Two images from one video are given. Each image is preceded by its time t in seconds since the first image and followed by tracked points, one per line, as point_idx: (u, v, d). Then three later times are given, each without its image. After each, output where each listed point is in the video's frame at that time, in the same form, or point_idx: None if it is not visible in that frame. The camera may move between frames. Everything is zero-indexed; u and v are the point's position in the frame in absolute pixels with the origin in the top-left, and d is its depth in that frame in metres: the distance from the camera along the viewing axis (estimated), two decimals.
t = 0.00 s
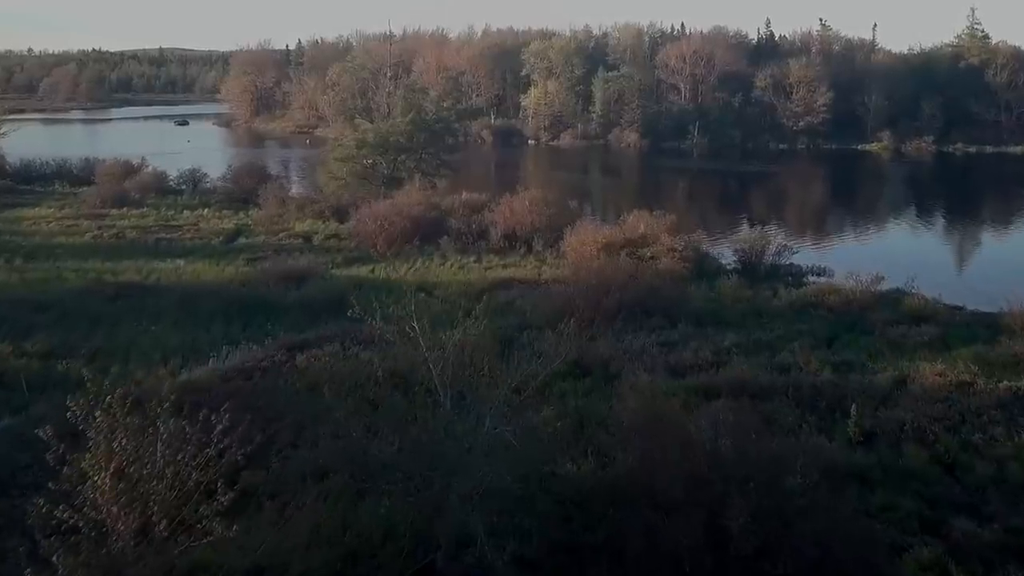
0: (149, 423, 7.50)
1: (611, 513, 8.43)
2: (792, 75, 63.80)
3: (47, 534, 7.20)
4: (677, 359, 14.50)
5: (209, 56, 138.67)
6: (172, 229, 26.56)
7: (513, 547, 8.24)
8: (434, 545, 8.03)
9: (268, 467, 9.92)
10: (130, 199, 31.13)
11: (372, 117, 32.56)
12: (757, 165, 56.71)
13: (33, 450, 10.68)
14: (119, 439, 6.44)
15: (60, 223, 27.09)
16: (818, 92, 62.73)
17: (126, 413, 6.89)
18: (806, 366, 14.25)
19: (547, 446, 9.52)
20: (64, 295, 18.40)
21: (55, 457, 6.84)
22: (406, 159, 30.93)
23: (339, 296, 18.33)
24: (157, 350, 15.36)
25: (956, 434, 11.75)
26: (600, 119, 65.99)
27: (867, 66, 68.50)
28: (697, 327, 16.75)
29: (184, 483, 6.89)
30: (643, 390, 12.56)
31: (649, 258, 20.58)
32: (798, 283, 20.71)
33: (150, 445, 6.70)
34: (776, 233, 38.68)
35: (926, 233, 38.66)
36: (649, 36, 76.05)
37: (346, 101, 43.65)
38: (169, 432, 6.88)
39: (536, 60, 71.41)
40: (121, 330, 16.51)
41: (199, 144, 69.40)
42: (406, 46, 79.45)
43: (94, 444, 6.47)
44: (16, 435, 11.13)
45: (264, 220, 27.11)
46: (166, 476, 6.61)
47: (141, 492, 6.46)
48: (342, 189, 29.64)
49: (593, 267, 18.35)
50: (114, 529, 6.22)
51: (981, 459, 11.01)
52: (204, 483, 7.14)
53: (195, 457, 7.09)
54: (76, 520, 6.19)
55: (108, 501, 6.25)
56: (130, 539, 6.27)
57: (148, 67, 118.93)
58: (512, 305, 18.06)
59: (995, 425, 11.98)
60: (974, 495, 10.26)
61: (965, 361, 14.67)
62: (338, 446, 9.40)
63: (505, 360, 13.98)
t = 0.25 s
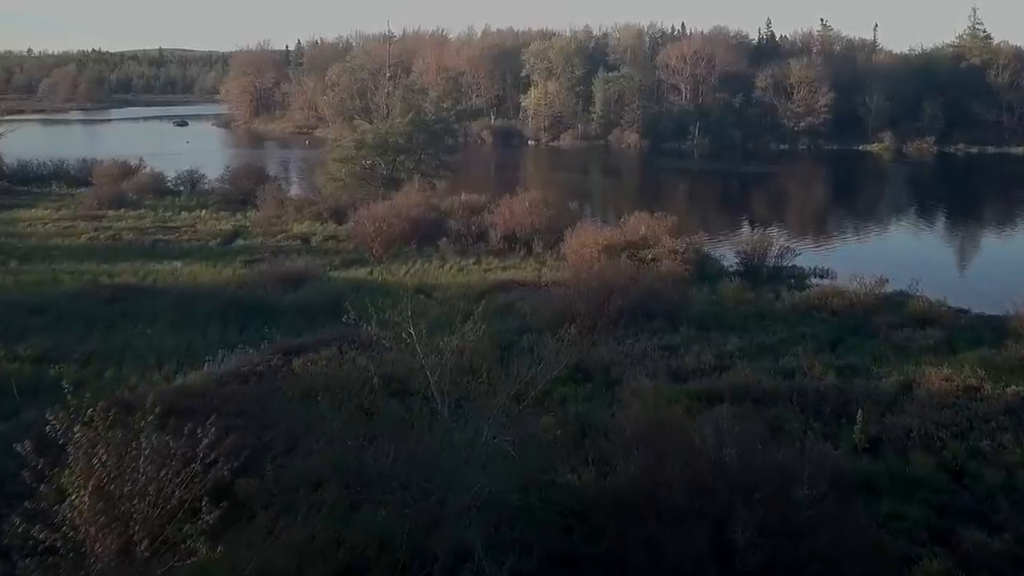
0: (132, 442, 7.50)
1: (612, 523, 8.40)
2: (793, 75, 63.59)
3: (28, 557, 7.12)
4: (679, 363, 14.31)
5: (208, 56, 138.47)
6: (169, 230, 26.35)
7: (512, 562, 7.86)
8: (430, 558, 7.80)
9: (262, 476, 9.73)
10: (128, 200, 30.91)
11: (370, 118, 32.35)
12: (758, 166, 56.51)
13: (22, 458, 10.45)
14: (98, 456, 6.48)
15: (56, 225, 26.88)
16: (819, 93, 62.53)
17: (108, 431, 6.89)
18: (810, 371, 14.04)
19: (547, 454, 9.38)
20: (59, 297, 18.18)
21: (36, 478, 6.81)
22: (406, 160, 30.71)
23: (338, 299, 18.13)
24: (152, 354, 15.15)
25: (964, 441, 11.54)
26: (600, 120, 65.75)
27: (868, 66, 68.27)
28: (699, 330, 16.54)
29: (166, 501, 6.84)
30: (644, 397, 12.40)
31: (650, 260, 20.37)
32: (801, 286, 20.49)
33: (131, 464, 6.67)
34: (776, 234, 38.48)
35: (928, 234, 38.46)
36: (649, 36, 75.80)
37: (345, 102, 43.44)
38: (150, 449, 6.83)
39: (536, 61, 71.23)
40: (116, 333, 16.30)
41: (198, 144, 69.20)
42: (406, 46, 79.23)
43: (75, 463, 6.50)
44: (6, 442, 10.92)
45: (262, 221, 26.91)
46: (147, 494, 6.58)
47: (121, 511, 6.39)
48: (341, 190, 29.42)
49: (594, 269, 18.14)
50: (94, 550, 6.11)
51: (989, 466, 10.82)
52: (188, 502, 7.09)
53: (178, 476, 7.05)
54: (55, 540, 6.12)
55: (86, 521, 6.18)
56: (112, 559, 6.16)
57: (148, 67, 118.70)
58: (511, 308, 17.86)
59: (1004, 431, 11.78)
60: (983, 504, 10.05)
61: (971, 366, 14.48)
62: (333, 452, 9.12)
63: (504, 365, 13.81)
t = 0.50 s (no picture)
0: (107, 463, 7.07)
1: (613, 541, 8.19)
2: (794, 75, 63.31)
3: None
4: (681, 369, 14.02)
5: (208, 57, 138.17)
6: (164, 233, 26.03)
7: None
8: None
9: (252, 489, 9.46)
10: (123, 203, 30.58)
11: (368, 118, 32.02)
12: (759, 167, 56.23)
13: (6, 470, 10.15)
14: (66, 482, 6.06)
15: (51, 228, 26.55)
16: (820, 93, 62.23)
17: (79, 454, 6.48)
18: (816, 378, 13.73)
19: (548, 469, 9.16)
20: (50, 302, 17.86)
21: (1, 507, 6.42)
22: (404, 162, 30.39)
23: (334, 303, 17.83)
24: (144, 360, 14.85)
25: (975, 452, 11.24)
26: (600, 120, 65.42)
27: (870, 67, 67.97)
28: (701, 336, 16.23)
29: (141, 529, 6.39)
30: (644, 406, 12.14)
31: (651, 263, 20.06)
32: (805, 290, 20.19)
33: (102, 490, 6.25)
34: (777, 236, 38.17)
35: (930, 234, 38.16)
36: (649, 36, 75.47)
37: (344, 103, 43.13)
38: (123, 474, 6.41)
39: (536, 61, 70.97)
40: (108, 339, 15.99)
41: (197, 145, 68.88)
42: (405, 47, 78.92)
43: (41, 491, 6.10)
44: None
45: (259, 224, 26.60)
46: (119, 524, 6.14)
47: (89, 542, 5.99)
48: (339, 192, 29.09)
49: (594, 273, 17.84)
50: None
51: (1002, 478, 10.52)
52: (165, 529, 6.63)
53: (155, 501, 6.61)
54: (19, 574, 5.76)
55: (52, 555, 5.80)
56: None
57: (147, 68, 118.37)
58: (510, 313, 17.57)
59: (1016, 441, 11.47)
60: (997, 517, 9.76)
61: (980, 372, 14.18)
62: (327, 466, 8.93)
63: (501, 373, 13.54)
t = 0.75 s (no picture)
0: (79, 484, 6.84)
1: (615, 558, 8.02)
2: (795, 77, 63.20)
3: None
4: (682, 375, 13.79)
5: (207, 59, 137.99)
6: (161, 236, 25.80)
7: None
8: None
9: (243, 501, 9.24)
10: (120, 205, 30.35)
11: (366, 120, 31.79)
12: (760, 168, 56.03)
13: None
14: (33, 505, 5.84)
15: (45, 230, 26.30)
16: (821, 94, 62.07)
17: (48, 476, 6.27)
18: (819, 384, 13.49)
19: (546, 482, 8.93)
20: (43, 307, 17.62)
21: None
22: (403, 164, 30.17)
23: (329, 307, 17.61)
24: (136, 367, 14.62)
25: (984, 461, 11.00)
26: (600, 121, 65.25)
27: (871, 68, 67.80)
28: (703, 341, 15.99)
29: (113, 556, 6.16)
30: (643, 415, 11.93)
31: (652, 266, 19.81)
32: (807, 293, 19.96)
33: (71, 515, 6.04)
34: (778, 238, 37.92)
35: (931, 236, 37.92)
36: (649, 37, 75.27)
37: (342, 105, 42.94)
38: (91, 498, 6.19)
39: (536, 63, 71.00)
40: (100, 344, 15.76)
41: (195, 147, 68.66)
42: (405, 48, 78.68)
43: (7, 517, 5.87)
44: None
45: (256, 227, 26.40)
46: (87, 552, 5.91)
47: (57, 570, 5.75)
48: (337, 194, 28.88)
49: (594, 277, 17.61)
50: None
51: (1012, 489, 10.28)
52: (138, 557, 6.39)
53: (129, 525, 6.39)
54: None
55: None
56: None
57: (147, 69, 118.22)
58: (509, 317, 17.36)
59: None
60: (1006, 529, 9.52)
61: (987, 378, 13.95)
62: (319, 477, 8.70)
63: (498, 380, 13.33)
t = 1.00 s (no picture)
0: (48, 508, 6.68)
1: None
2: (795, 77, 63.19)
3: None
4: (681, 381, 13.56)
5: (207, 60, 137.94)
6: (156, 239, 25.56)
7: None
8: None
9: (232, 514, 9.01)
10: (116, 208, 30.11)
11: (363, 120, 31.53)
12: (760, 169, 55.81)
13: None
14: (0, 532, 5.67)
15: (40, 233, 26.07)
16: (821, 95, 61.95)
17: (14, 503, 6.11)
18: (823, 391, 13.25)
19: (544, 497, 8.73)
20: (35, 311, 17.38)
21: None
22: (401, 166, 29.97)
23: (325, 311, 17.37)
24: (128, 372, 14.38)
25: (992, 470, 10.76)
26: (600, 122, 65.05)
27: (872, 68, 67.63)
28: (704, 346, 15.75)
29: None
30: (642, 424, 11.72)
31: (652, 270, 19.57)
32: (809, 296, 19.73)
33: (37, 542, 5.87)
34: (779, 239, 37.68)
35: (932, 237, 37.70)
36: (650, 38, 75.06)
37: (341, 106, 42.73)
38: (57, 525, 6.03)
39: (536, 63, 71.60)
40: (92, 350, 15.51)
41: (194, 148, 68.48)
42: (404, 49, 78.49)
43: None
44: None
45: (253, 230, 26.17)
46: None
47: None
48: (335, 197, 28.67)
49: (593, 282, 17.38)
50: None
51: (1020, 500, 10.04)
52: None
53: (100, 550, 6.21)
54: None
55: None
56: None
57: (147, 71, 118.13)
58: (507, 322, 17.12)
59: None
60: (1015, 541, 9.27)
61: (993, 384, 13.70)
62: (310, 491, 8.49)
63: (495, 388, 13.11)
